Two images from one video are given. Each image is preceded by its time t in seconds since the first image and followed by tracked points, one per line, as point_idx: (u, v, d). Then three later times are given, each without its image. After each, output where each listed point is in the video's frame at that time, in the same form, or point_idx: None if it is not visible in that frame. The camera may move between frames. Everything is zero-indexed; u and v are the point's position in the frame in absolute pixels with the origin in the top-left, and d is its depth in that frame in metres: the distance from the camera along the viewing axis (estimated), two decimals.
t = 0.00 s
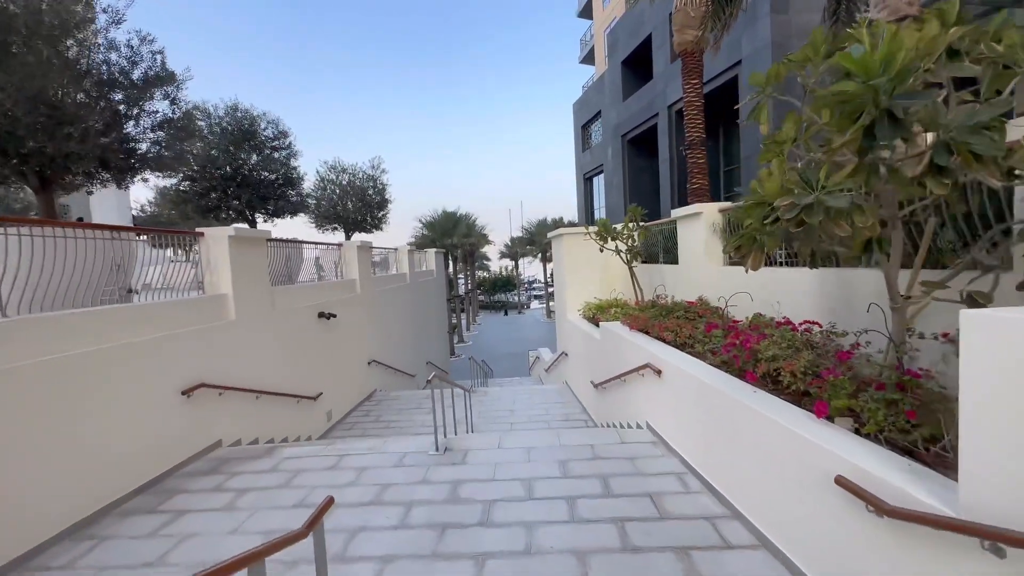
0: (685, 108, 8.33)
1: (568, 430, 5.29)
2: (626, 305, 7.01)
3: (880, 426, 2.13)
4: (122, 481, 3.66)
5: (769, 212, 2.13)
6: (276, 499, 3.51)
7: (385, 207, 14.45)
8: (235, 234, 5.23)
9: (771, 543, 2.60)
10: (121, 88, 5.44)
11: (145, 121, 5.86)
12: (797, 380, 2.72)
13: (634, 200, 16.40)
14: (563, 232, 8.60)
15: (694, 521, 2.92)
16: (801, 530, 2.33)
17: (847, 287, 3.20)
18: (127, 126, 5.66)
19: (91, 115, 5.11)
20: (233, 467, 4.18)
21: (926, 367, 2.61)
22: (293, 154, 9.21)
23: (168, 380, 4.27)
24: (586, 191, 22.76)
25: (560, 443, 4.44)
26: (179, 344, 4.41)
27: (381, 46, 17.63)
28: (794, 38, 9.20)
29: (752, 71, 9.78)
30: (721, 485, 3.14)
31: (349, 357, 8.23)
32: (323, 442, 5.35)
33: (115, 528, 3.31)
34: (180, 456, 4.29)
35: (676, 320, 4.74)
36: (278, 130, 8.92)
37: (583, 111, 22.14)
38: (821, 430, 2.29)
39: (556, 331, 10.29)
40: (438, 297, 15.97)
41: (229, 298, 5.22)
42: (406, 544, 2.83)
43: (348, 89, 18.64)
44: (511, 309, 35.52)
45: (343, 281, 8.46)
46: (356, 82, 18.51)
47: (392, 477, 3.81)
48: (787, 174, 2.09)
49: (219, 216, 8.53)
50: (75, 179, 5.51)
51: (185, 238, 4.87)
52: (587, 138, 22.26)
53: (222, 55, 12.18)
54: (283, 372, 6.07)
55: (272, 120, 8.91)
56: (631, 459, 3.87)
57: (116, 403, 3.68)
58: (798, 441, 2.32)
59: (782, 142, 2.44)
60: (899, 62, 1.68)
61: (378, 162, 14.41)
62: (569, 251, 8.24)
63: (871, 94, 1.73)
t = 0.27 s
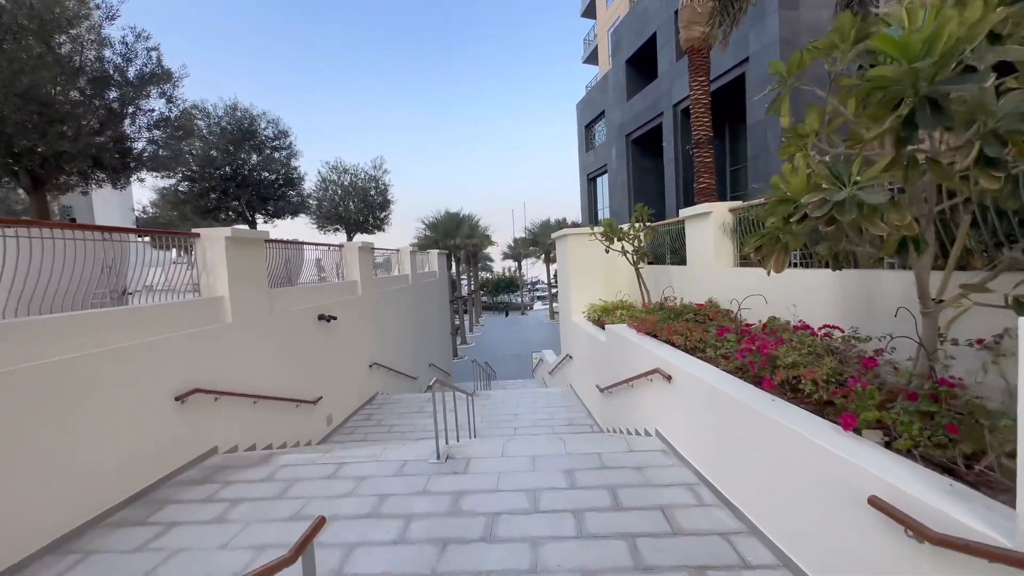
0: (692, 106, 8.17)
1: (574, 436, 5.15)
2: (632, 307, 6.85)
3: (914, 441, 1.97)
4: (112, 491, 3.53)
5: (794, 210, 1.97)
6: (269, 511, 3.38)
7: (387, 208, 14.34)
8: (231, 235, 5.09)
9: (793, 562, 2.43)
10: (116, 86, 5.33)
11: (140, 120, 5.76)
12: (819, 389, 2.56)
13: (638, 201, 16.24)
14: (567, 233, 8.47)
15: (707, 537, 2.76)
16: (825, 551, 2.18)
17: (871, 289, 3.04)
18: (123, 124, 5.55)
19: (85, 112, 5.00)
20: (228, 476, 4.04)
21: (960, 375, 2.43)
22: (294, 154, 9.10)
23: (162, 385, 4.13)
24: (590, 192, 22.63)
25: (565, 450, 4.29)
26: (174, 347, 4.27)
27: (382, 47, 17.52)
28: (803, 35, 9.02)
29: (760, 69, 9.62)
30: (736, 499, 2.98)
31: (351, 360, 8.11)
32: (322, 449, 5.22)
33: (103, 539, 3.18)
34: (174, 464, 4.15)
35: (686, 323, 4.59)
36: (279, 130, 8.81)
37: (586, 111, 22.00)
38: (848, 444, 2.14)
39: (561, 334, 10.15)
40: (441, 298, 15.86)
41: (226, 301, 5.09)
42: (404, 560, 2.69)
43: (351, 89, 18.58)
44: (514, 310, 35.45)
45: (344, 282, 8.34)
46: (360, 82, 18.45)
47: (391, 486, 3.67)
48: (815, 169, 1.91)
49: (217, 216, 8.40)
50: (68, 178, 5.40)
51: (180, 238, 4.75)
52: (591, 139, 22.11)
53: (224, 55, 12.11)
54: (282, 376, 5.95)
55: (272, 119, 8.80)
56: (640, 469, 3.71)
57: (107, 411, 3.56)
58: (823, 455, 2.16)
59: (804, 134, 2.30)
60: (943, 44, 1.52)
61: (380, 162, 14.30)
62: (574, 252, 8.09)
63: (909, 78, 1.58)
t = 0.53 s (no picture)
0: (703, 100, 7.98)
1: (584, 438, 4.99)
2: (642, 305, 6.68)
3: (963, 444, 1.80)
4: (108, 493, 3.41)
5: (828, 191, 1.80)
6: (269, 515, 3.25)
7: (392, 207, 14.25)
8: (233, 231, 4.98)
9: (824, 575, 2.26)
10: (117, 80, 5.23)
11: (141, 115, 5.68)
12: (850, 387, 2.39)
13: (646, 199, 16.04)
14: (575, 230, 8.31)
15: (729, 546, 2.59)
16: (863, 564, 2.00)
17: (902, 283, 2.87)
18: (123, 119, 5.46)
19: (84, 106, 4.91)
20: (227, 478, 3.92)
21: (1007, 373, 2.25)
22: (299, 152, 9.01)
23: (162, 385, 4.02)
24: (596, 191, 22.44)
25: (575, 452, 4.13)
26: (174, 345, 4.17)
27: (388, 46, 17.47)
28: (816, 27, 8.81)
29: (770, 63, 9.42)
30: (760, 506, 2.80)
31: (356, 360, 8.00)
32: (325, 450, 5.09)
33: (95, 544, 3.05)
34: (172, 466, 4.03)
35: (701, 320, 4.41)
36: (282, 127, 8.72)
37: (592, 109, 21.82)
38: (887, 447, 1.97)
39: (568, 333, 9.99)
40: (447, 298, 15.75)
41: (227, 298, 4.98)
42: (407, 569, 2.54)
43: (356, 90, 18.56)
44: (521, 311, 35.31)
45: (348, 281, 8.23)
46: (365, 81, 18.39)
47: (395, 489, 3.53)
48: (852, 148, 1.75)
49: (220, 214, 8.32)
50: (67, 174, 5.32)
51: (180, 234, 4.64)
52: (597, 137, 21.93)
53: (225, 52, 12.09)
54: (285, 376, 5.84)
55: (275, 117, 8.71)
56: (654, 472, 3.55)
57: (103, 412, 3.44)
58: (861, 459, 1.99)
59: (833, 113, 2.13)
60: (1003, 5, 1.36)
61: (385, 161, 14.21)
62: (582, 250, 7.92)
63: (967, 39, 1.41)
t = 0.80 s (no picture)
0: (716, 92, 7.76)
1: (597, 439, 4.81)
2: (656, 302, 6.49)
3: None
4: (105, 497, 3.29)
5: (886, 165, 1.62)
6: (270, 520, 3.11)
7: (399, 205, 14.15)
8: (235, 227, 4.87)
9: None
10: (117, 73, 5.18)
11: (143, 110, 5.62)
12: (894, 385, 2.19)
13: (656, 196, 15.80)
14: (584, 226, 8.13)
15: (760, 556, 2.39)
16: None
17: (946, 272, 2.66)
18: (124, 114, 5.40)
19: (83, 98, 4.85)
20: (229, 481, 3.79)
21: None
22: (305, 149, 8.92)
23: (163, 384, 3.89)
24: (604, 189, 22.21)
25: (589, 454, 3.96)
26: (176, 343, 4.05)
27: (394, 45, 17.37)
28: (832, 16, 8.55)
29: (785, 54, 9.17)
30: (791, 513, 2.61)
31: (362, 360, 7.87)
32: (330, 452, 4.96)
33: (89, 550, 2.93)
34: (173, 467, 3.90)
35: (720, 316, 4.21)
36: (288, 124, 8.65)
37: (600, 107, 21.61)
38: (944, 451, 1.77)
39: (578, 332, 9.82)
40: (454, 298, 15.62)
41: (231, 295, 4.86)
42: None
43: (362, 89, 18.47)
44: (528, 311, 35.14)
45: (355, 279, 8.11)
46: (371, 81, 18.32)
47: (401, 493, 3.37)
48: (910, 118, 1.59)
49: (225, 212, 8.25)
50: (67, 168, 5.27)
51: (182, 231, 4.53)
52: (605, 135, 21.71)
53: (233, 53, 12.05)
54: (290, 375, 5.72)
55: (280, 113, 8.65)
56: (674, 476, 3.36)
57: (103, 410, 3.34)
58: (914, 464, 1.79)
59: (879, 83, 1.96)
60: None
61: (392, 159, 14.09)
62: (593, 246, 7.73)
63: None
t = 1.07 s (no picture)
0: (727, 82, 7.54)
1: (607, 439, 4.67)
2: (666, 298, 6.32)
3: None
4: (102, 498, 3.17)
5: (936, 134, 1.61)
6: (268, 523, 2.98)
7: (404, 202, 14.05)
8: (235, 222, 4.76)
9: None
10: (115, 66, 5.12)
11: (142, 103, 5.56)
12: (936, 382, 2.01)
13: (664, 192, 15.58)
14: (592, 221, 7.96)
15: (788, 566, 2.23)
16: None
17: (987, 261, 2.47)
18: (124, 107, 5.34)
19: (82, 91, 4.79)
20: (228, 482, 3.68)
21: None
22: (308, 146, 8.83)
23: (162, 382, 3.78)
24: (611, 186, 22.00)
25: (601, 455, 3.80)
26: (176, 340, 3.93)
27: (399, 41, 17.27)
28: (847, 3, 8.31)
29: (798, 43, 8.93)
30: (821, 519, 2.44)
31: (367, 358, 7.77)
32: (334, 452, 4.85)
33: (81, 554, 2.82)
34: (172, 468, 3.79)
35: (736, 311, 4.04)
36: (291, 120, 8.56)
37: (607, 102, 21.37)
38: (999, 455, 1.60)
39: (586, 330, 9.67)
40: (460, 296, 15.52)
41: (231, 291, 4.75)
42: None
43: (366, 87, 18.38)
44: (535, 309, 35.00)
45: (359, 277, 8.01)
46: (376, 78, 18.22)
47: (405, 495, 3.24)
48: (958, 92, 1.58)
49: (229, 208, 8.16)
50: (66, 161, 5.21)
51: (182, 225, 4.43)
52: (612, 131, 21.49)
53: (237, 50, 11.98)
54: (293, 373, 5.61)
55: (284, 108, 8.56)
56: (691, 478, 3.20)
57: (103, 408, 3.24)
58: (967, 470, 1.61)
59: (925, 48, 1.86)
60: None
61: (397, 155, 13.98)
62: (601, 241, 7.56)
63: None
